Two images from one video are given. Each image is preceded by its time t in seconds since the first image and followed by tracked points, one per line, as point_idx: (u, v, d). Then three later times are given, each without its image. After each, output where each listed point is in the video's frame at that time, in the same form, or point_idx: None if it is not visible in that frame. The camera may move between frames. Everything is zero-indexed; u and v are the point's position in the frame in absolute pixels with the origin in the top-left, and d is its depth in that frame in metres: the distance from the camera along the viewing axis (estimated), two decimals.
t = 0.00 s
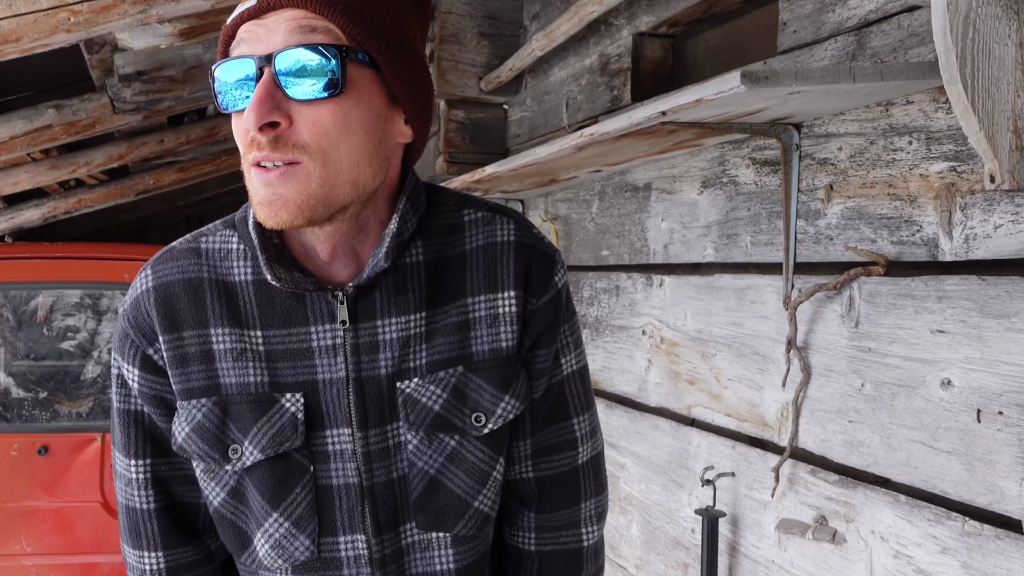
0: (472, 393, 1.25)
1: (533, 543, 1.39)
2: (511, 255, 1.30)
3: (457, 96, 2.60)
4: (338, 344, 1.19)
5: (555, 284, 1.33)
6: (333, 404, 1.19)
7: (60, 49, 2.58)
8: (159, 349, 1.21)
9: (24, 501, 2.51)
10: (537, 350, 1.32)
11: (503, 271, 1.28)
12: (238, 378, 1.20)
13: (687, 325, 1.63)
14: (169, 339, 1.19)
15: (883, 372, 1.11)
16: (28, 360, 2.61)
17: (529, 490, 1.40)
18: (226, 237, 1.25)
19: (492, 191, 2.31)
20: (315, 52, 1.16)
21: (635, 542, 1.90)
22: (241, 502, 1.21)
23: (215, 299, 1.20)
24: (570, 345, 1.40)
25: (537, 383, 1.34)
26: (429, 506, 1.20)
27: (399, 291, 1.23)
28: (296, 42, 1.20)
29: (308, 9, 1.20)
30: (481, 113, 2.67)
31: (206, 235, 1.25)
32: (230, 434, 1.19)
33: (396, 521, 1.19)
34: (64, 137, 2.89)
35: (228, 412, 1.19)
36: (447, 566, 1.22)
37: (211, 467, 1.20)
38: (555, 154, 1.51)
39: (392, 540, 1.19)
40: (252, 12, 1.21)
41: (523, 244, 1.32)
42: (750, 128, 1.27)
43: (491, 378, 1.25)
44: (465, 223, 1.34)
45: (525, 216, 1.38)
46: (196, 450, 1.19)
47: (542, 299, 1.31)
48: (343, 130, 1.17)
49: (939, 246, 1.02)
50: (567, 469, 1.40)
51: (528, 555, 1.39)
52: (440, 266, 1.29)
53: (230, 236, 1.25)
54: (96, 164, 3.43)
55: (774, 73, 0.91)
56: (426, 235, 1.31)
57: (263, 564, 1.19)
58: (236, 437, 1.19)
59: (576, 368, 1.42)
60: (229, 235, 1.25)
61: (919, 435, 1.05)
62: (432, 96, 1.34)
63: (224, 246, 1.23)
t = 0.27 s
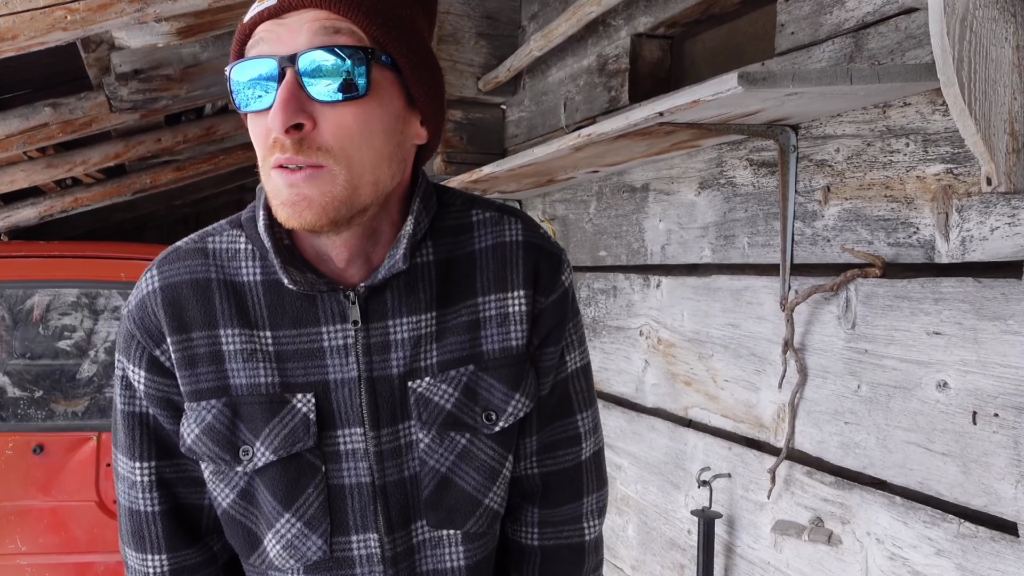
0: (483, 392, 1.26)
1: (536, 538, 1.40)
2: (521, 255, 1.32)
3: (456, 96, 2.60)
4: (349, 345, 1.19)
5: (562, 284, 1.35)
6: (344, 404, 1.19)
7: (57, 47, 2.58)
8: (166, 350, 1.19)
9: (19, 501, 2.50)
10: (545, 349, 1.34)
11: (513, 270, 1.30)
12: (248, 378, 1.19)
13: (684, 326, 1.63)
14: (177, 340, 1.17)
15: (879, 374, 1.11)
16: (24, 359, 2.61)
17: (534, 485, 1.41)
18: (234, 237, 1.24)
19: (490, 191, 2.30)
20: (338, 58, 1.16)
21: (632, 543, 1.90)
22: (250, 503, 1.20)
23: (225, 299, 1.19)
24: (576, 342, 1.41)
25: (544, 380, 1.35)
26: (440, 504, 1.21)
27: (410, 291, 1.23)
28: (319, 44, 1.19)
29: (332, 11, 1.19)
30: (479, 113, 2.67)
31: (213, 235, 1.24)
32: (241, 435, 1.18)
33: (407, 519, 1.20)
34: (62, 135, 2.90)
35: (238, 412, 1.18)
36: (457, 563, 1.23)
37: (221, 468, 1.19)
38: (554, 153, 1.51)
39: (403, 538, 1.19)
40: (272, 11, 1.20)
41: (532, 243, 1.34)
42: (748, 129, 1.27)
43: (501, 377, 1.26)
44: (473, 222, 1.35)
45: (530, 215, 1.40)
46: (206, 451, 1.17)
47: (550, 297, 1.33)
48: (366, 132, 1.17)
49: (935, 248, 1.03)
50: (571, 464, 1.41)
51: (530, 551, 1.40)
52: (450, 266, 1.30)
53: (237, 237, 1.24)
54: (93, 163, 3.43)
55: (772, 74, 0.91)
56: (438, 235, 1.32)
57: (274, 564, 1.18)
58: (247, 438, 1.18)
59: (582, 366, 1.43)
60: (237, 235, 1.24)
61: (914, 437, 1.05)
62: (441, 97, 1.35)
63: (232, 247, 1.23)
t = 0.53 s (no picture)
0: (487, 394, 1.26)
1: (534, 537, 1.39)
2: (524, 257, 1.33)
3: (455, 97, 2.60)
4: (355, 348, 1.18)
5: (564, 286, 1.36)
6: (349, 407, 1.18)
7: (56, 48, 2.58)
8: (170, 354, 1.17)
9: (18, 501, 2.50)
10: (547, 350, 1.35)
11: (517, 272, 1.31)
12: (253, 383, 1.17)
13: (683, 327, 1.63)
14: (182, 345, 1.16)
15: (879, 374, 1.11)
16: (24, 360, 2.60)
17: (533, 485, 1.41)
18: (237, 240, 1.23)
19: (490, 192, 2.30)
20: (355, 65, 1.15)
21: (631, 544, 1.90)
22: (255, 507, 1.19)
23: (229, 303, 1.18)
24: (576, 344, 1.41)
25: (546, 381, 1.36)
26: (444, 505, 1.21)
27: (415, 294, 1.24)
28: (338, 50, 1.18)
29: (349, 17, 1.18)
30: (478, 114, 2.66)
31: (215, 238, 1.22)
32: (246, 439, 1.17)
33: (412, 520, 1.20)
34: (62, 136, 2.89)
35: (243, 417, 1.17)
36: (461, 563, 1.23)
37: (226, 472, 1.18)
38: (553, 154, 1.50)
39: (409, 539, 1.20)
40: (287, 15, 1.18)
41: (534, 246, 1.35)
42: (747, 129, 1.27)
43: (505, 379, 1.27)
44: (476, 225, 1.36)
45: (531, 217, 1.41)
46: (211, 456, 1.16)
47: (552, 300, 1.34)
48: (383, 138, 1.17)
49: (935, 248, 1.02)
50: (568, 464, 1.41)
51: (527, 550, 1.40)
52: (454, 269, 1.31)
53: (240, 239, 1.22)
54: (93, 164, 3.42)
55: (772, 74, 0.91)
56: (442, 238, 1.32)
57: (279, 567, 1.18)
58: (252, 442, 1.17)
59: (580, 367, 1.43)
60: (239, 238, 1.23)
61: (914, 437, 1.05)
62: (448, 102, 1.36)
63: (235, 250, 1.21)
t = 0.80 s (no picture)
0: (483, 393, 1.27)
1: (524, 538, 1.40)
2: (519, 256, 1.34)
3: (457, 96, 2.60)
4: (355, 350, 1.19)
5: (557, 286, 1.38)
6: (350, 410, 1.18)
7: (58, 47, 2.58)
8: (165, 359, 1.17)
9: (20, 500, 2.50)
10: (540, 349, 1.36)
11: (512, 271, 1.32)
12: (252, 387, 1.17)
13: (684, 326, 1.63)
14: (179, 350, 1.15)
15: (879, 374, 1.11)
16: (27, 359, 2.61)
17: (522, 484, 1.42)
18: (233, 243, 1.22)
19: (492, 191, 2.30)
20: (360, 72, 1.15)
21: (632, 543, 1.90)
22: (255, 510, 1.19)
23: (226, 307, 1.18)
24: (565, 342, 1.43)
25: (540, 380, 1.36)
26: (440, 504, 1.22)
27: (414, 295, 1.23)
28: (342, 55, 1.17)
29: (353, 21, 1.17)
30: (480, 114, 2.67)
31: (212, 241, 1.22)
32: (245, 444, 1.17)
33: (411, 520, 1.21)
34: (64, 135, 2.89)
35: (242, 421, 1.17)
36: (457, 563, 1.24)
37: (225, 477, 1.18)
38: (555, 154, 1.50)
39: (407, 539, 1.20)
40: (289, 19, 1.18)
41: (528, 245, 1.36)
42: (748, 129, 1.27)
43: (501, 378, 1.27)
44: (471, 225, 1.36)
45: (524, 216, 1.42)
46: (211, 461, 1.16)
47: (546, 299, 1.36)
48: (387, 144, 1.18)
49: (936, 248, 1.02)
50: (559, 464, 1.41)
51: (515, 549, 1.40)
52: (451, 269, 1.31)
53: (236, 242, 1.22)
54: (95, 163, 3.43)
55: (771, 74, 0.91)
56: (439, 239, 1.33)
57: (279, 570, 1.18)
58: (252, 446, 1.17)
59: (571, 366, 1.44)
60: (236, 240, 1.23)
61: (914, 437, 1.05)
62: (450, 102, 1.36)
63: (232, 253, 1.21)
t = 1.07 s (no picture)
0: (481, 393, 1.27)
1: (519, 537, 1.41)
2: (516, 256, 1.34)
3: (458, 96, 2.60)
4: (354, 351, 1.19)
5: (555, 284, 1.38)
6: (351, 412, 1.18)
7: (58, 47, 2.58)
8: (162, 364, 1.16)
9: (20, 501, 2.51)
10: (537, 347, 1.36)
11: (510, 270, 1.32)
12: (252, 390, 1.17)
13: (685, 326, 1.63)
14: (177, 355, 1.14)
15: (879, 373, 1.11)
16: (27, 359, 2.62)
17: (518, 484, 1.44)
18: (229, 245, 1.22)
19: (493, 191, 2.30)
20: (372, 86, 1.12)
21: (633, 543, 1.90)
22: (256, 515, 1.19)
23: (224, 310, 1.17)
24: (561, 341, 1.43)
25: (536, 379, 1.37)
26: (439, 504, 1.23)
27: (413, 295, 1.23)
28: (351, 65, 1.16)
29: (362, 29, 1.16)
30: (481, 114, 2.67)
31: (207, 244, 1.21)
32: (246, 447, 1.17)
33: (410, 520, 1.22)
34: (64, 136, 2.89)
35: (242, 425, 1.17)
36: (456, 563, 1.25)
37: (226, 481, 1.18)
38: (555, 153, 1.50)
39: (406, 539, 1.21)
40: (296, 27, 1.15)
41: (525, 244, 1.36)
42: (748, 129, 1.27)
43: (499, 377, 1.28)
44: (468, 224, 1.37)
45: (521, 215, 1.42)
46: (211, 466, 1.16)
47: (543, 297, 1.36)
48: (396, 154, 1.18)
49: (935, 248, 1.02)
50: (553, 463, 1.43)
51: (512, 548, 1.41)
52: (449, 269, 1.32)
53: (232, 244, 1.22)
54: (96, 163, 3.43)
55: (772, 73, 0.91)
56: (437, 238, 1.33)
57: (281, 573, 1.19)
58: (253, 451, 1.17)
59: (565, 365, 1.45)
60: (231, 243, 1.22)
61: (914, 436, 1.05)
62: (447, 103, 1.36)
63: (228, 255, 1.20)
